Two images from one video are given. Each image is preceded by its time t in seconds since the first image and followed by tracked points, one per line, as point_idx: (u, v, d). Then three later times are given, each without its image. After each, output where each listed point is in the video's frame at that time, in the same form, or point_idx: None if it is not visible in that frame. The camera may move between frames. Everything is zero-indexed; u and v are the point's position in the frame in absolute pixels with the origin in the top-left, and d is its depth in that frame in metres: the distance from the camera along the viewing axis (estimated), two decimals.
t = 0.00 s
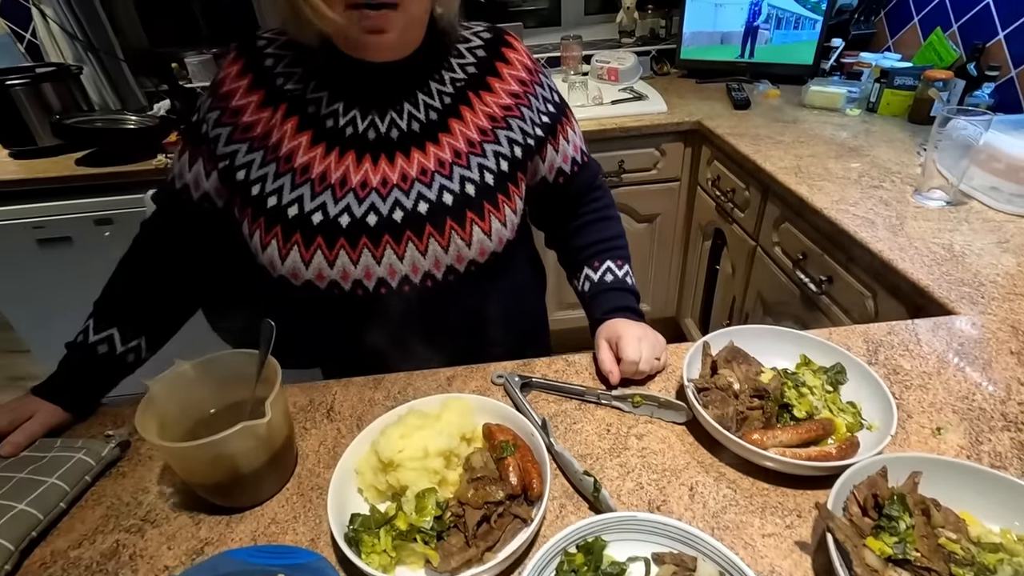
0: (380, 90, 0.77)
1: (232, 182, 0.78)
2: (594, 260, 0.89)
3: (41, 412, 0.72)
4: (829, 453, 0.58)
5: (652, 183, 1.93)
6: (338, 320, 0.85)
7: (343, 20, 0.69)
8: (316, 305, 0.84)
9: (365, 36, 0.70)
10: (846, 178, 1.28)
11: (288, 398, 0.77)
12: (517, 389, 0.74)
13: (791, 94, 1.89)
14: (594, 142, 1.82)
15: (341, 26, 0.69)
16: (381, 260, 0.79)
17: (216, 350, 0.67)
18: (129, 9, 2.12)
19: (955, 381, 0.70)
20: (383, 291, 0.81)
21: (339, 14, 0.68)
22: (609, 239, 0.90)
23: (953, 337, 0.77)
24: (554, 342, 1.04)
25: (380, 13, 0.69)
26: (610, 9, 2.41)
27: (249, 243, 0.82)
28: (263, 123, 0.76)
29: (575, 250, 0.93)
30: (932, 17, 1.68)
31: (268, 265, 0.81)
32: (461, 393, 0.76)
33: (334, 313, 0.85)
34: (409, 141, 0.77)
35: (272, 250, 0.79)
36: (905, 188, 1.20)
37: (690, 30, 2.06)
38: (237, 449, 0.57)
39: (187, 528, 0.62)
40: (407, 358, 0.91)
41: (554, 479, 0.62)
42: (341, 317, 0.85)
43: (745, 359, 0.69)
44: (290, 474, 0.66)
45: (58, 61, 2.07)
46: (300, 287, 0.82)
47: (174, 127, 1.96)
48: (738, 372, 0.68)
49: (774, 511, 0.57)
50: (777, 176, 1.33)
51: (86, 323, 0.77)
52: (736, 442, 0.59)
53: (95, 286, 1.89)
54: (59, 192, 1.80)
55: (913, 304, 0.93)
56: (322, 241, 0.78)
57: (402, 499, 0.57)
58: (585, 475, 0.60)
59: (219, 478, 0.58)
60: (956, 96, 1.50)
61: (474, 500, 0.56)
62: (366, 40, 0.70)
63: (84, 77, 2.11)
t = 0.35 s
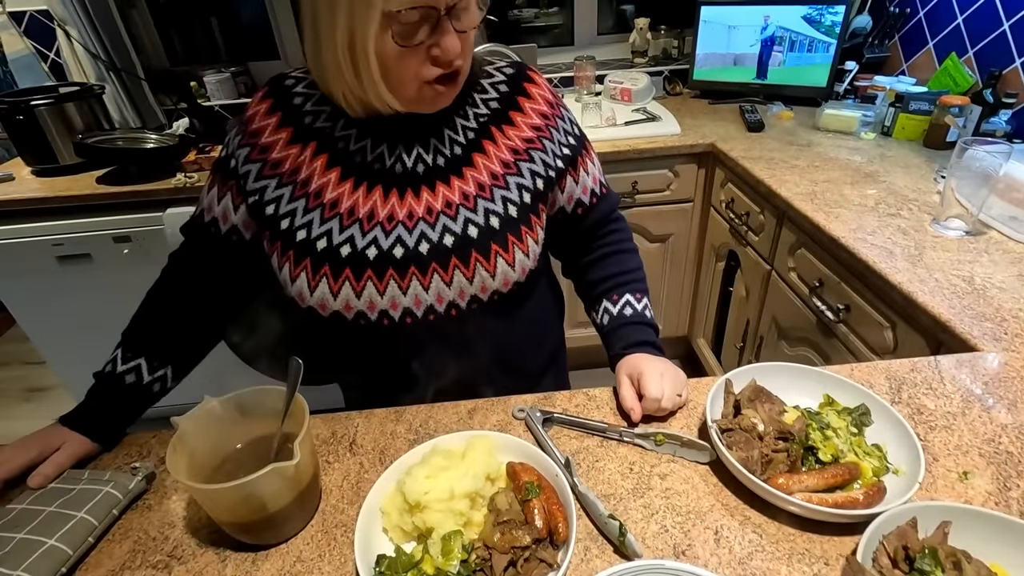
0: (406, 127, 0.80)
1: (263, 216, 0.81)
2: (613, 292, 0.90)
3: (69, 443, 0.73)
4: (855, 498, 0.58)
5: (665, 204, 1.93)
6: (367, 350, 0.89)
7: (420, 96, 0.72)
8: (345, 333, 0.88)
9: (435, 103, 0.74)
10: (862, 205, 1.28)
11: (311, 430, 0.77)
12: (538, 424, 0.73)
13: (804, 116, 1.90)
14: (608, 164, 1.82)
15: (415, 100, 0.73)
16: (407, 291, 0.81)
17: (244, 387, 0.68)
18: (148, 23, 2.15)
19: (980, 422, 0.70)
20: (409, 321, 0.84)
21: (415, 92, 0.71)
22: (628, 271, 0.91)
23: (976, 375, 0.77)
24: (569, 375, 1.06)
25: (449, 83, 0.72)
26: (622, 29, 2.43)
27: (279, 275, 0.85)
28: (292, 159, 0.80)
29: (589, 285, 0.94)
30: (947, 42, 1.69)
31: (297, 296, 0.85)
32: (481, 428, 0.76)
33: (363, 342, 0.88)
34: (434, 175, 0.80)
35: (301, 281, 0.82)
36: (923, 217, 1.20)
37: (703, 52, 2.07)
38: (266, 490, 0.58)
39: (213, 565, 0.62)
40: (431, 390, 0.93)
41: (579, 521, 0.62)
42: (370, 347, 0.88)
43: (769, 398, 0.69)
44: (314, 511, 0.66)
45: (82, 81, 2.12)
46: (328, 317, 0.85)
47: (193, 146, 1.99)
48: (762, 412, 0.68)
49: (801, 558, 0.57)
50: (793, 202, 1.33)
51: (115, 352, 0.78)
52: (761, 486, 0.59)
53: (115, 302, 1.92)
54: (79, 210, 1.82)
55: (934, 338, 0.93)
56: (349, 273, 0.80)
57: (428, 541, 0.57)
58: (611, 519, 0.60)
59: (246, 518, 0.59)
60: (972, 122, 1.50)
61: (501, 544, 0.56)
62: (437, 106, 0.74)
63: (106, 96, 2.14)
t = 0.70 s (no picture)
0: (430, 149, 0.81)
1: (283, 240, 0.80)
2: (634, 316, 0.88)
3: (73, 469, 0.71)
4: (896, 543, 0.55)
5: (678, 219, 1.91)
6: (384, 379, 0.86)
7: (373, 62, 0.70)
8: (359, 357, 0.85)
9: (393, 78, 0.71)
10: (885, 224, 1.25)
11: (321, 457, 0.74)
12: (557, 455, 0.70)
13: (820, 132, 1.87)
14: (621, 178, 1.80)
15: (372, 68, 0.71)
16: (432, 317, 0.80)
17: (252, 417, 0.66)
18: (160, 36, 2.20)
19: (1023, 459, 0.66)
20: (432, 347, 0.82)
21: (369, 55, 0.70)
22: (648, 295, 0.89)
23: (1015, 408, 0.73)
24: (583, 403, 1.04)
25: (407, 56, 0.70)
26: (634, 42, 2.41)
27: (297, 301, 0.83)
28: (311, 180, 0.79)
29: (607, 309, 0.93)
30: (967, 59, 1.69)
31: (317, 323, 0.83)
32: (496, 459, 0.72)
33: (380, 370, 0.85)
34: (458, 198, 0.81)
35: (322, 308, 0.81)
36: (948, 237, 1.17)
37: (717, 66, 2.06)
38: (275, 528, 0.55)
39: None
40: (448, 415, 0.92)
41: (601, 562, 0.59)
42: (385, 371, 0.86)
43: (799, 431, 0.66)
44: (322, 547, 0.62)
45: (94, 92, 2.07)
46: (348, 344, 0.83)
47: (203, 157, 1.98)
48: (794, 447, 0.65)
49: None
50: (812, 220, 1.30)
51: (120, 375, 0.76)
52: (794, 528, 0.56)
53: (123, 314, 1.91)
54: (89, 221, 1.81)
55: (966, 365, 0.89)
56: (373, 299, 0.79)
57: None
58: (636, 563, 0.57)
59: (254, 558, 0.56)
60: (996, 138, 1.47)
61: None
62: (394, 83, 0.72)
63: (118, 106, 2.09)
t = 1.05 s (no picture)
0: (442, 162, 0.79)
1: (287, 252, 0.78)
2: (646, 336, 0.85)
3: (64, 491, 0.68)
4: None
5: (687, 233, 1.88)
6: (388, 399, 0.84)
7: (386, 79, 0.72)
8: (363, 376, 0.83)
9: (404, 97, 0.72)
10: (902, 241, 1.22)
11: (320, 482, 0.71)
12: (565, 482, 0.67)
13: (833, 145, 1.85)
14: (630, 191, 1.77)
15: (385, 85, 0.73)
16: (438, 334, 0.78)
17: (248, 441, 0.63)
18: (170, 45, 2.22)
19: None
20: (438, 365, 0.80)
21: (384, 73, 0.72)
22: (660, 315, 0.87)
23: None
24: (592, 427, 1.01)
25: (419, 77, 0.71)
26: (643, 53, 2.40)
27: (300, 315, 0.81)
28: (317, 192, 0.77)
29: (616, 330, 0.90)
30: (983, 72, 1.67)
31: (319, 339, 0.81)
32: (503, 485, 0.69)
33: (385, 389, 0.83)
34: (468, 211, 0.79)
35: (324, 323, 0.78)
36: (968, 256, 1.14)
37: (727, 78, 2.04)
38: (271, 561, 0.53)
39: None
40: (453, 437, 0.88)
41: None
42: (390, 391, 0.83)
43: (820, 460, 0.63)
44: None
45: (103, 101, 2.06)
46: (352, 360, 0.81)
47: (210, 167, 1.97)
48: (816, 479, 0.62)
49: None
50: (827, 236, 1.27)
51: (116, 394, 0.73)
52: (818, 568, 0.53)
53: (128, 323, 1.89)
54: (95, 230, 1.80)
55: (992, 390, 0.86)
56: (377, 315, 0.77)
57: None
58: None
59: None
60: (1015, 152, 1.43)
61: None
62: (404, 101, 0.73)
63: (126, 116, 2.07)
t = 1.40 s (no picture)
0: (444, 178, 0.79)
1: (287, 268, 0.78)
2: (652, 352, 0.84)
3: (63, 504, 0.67)
4: None
5: (694, 244, 1.87)
6: (388, 414, 0.83)
7: (384, 109, 0.72)
8: (366, 391, 0.82)
9: (402, 126, 0.72)
10: (912, 255, 1.21)
11: (321, 497, 0.70)
12: (569, 500, 0.66)
13: (840, 157, 1.84)
14: (636, 202, 1.77)
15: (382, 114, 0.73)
16: (438, 351, 0.77)
17: (247, 456, 0.63)
18: (180, 56, 2.26)
19: None
20: (439, 382, 0.79)
21: (381, 103, 0.72)
22: (666, 330, 0.86)
23: None
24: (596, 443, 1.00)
25: (415, 109, 0.70)
26: (649, 64, 2.40)
27: (300, 330, 0.81)
28: (319, 207, 0.77)
29: (621, 345, 0.89)
30: (994, 85, 1.65)
31: (320, 354, 0.80)
32: (506, 503, 0.67)
33: (386, 404, 0.82)
34: (470, 227, 0.78)
35: (325, 339, 0.78)
36: (979, 271, 1.13)
37: (734, 90, 2.04)
38: None
39: None
40: (456, 453, 0.87)
41: None
42: (392, 406, 0.82)
43: (830, 482, 0.62)
44: None
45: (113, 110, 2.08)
46: (351, 377, 0.80)
47: (217, 175, 1.98)
48: (825, 501, 0.60)
49: None
50: (836, 249, 1.26)
51: (118, 406, 0.73)
52: None
53: (134, 331, 1.90)
54: (102, 238, 1.81)
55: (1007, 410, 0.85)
56: (377, 331, 0.76)
57: None
58: None
59: None
60: None
61: None
62: (402, 130, 0.73)
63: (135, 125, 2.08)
